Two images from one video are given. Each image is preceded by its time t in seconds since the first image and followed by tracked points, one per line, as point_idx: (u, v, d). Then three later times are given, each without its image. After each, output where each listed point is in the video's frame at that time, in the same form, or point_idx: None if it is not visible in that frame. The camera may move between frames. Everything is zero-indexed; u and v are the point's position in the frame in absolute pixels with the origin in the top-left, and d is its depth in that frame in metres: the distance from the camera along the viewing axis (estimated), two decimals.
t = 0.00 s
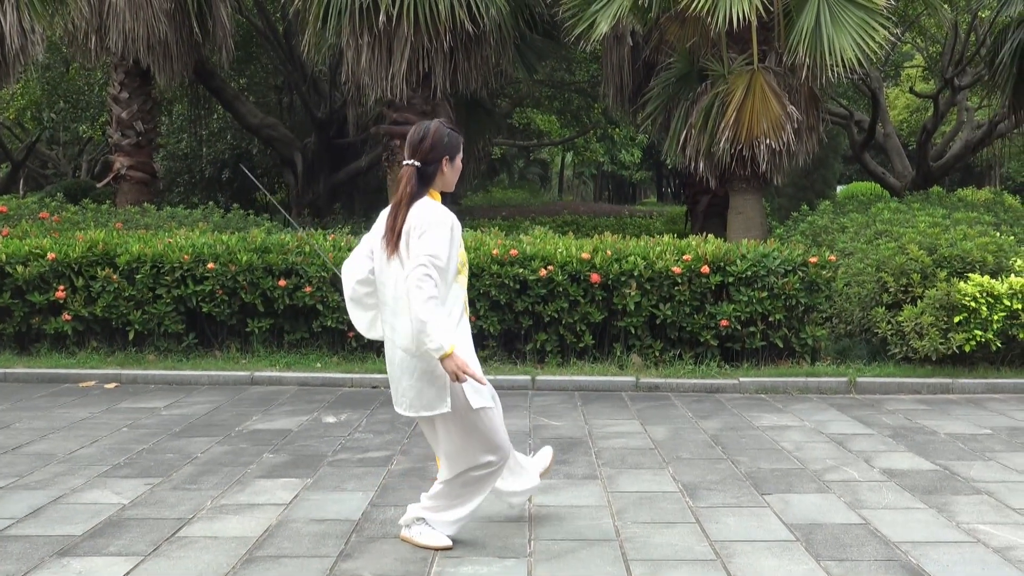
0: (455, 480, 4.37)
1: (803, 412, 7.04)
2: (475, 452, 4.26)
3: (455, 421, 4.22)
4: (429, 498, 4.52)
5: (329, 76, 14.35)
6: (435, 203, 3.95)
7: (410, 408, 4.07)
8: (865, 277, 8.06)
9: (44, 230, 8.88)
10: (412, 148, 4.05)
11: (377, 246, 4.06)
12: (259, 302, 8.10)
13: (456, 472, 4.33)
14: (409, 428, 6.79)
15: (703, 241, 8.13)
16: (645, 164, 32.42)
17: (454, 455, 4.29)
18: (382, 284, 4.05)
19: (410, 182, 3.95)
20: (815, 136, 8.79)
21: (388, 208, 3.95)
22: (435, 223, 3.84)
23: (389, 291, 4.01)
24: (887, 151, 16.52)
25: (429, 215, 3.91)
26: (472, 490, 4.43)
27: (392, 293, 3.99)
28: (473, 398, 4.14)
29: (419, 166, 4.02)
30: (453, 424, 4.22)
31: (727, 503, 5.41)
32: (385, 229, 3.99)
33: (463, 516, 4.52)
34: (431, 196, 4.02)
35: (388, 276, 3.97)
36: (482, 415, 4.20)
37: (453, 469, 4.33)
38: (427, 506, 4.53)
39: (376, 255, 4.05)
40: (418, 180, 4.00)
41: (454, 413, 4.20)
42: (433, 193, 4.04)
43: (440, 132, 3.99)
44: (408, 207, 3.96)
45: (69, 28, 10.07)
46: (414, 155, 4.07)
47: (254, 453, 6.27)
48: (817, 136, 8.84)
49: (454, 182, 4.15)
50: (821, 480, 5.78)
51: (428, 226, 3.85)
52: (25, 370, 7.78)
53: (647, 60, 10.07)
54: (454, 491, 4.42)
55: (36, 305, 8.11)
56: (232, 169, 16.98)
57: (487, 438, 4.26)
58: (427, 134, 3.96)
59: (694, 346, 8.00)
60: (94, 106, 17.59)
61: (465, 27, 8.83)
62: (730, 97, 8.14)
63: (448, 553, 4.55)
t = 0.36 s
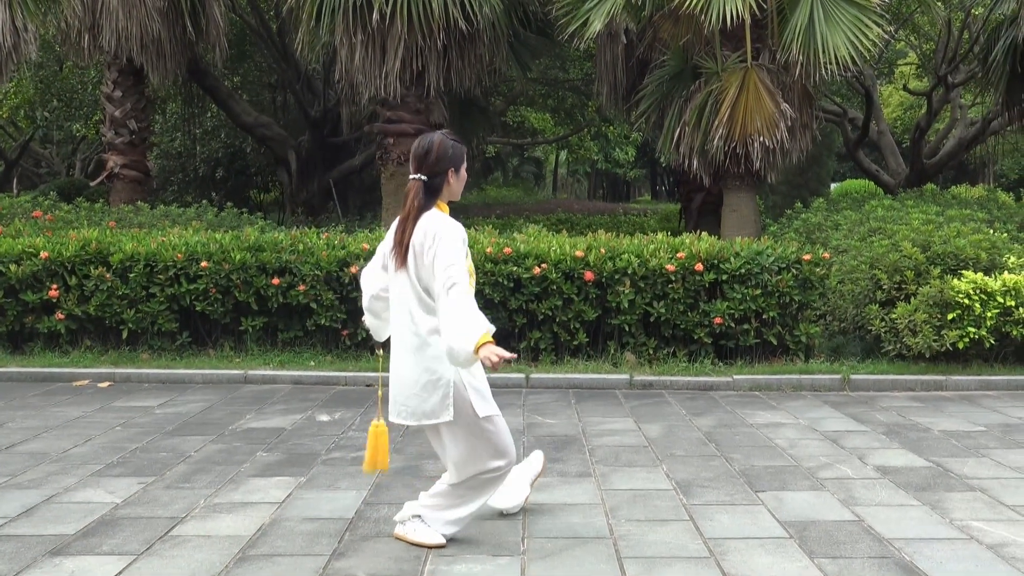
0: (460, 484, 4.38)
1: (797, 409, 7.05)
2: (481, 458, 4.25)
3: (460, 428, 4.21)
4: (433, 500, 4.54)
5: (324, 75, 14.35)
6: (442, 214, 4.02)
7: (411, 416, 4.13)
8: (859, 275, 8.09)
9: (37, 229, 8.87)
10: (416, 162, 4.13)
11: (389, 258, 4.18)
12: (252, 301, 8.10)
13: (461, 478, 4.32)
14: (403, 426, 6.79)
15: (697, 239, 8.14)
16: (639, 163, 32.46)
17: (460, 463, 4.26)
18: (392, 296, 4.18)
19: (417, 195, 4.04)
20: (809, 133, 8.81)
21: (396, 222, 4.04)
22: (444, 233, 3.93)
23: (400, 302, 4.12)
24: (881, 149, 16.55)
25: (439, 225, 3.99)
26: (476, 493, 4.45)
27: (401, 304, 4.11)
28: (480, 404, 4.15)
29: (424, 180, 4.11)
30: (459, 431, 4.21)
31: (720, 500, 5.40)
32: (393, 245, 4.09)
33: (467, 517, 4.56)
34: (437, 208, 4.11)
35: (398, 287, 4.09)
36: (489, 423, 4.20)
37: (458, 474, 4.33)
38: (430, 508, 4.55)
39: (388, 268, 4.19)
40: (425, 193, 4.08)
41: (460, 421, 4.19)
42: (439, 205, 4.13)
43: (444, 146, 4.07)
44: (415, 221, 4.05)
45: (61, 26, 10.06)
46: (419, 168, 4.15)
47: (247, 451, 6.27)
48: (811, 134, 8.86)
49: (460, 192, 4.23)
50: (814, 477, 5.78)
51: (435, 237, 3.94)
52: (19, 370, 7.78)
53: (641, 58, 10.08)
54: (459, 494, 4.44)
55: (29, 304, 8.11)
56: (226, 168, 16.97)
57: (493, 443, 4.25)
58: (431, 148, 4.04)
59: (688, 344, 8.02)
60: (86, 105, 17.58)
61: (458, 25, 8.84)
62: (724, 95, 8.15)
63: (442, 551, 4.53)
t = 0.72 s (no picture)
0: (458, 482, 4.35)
1: (790, 407, 7.05)
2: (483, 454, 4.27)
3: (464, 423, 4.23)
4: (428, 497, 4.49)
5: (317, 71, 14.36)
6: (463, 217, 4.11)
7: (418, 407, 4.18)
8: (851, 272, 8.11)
9: (28, 225, 8.86)
10: (435, 164, 4.19)
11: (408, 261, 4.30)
12: (244, 297, 8.11)
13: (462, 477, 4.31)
14: (396, 423, 6.78)
15: (690, 236, 8.13)
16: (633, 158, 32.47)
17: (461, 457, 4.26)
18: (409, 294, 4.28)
19: (438, 199, 4.12)
20: (802, 130, 8.84)
21: (419, 227, 4.13)
22: (470, 232, 4.04)
23: (417, 300, 4.22)
24: (874, 146, 16.56)
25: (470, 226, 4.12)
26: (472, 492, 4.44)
27: (417, 301, 4.21)
28: (489, 401, 4.22)
29: (444, 183, 4.18)
30: (463, 427, 4.22)
31: (712, 498, 5.36)
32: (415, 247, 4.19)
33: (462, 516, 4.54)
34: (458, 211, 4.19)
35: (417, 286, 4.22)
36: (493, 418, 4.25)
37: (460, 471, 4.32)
38: (424, 505, 4.49)
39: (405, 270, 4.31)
40: (445, 196, 4.16)
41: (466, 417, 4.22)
42: (460, 207, 4.21)
43: (462, 149, 4.13)
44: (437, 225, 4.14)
45: (53, 23, 10.05)
46: (438, 170, 4.21)
47: (239, 448, 6.25)
48: (804, 130, 8.89)
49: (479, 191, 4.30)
50: (806, 474, 5.76)
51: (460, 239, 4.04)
52: (11, 367, 7.77)
53: (634, 54, 10.07)
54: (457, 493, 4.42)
55: (21, 300, 8.10)
56: (219, 164, 16.97)
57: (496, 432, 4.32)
58: (449, 153, 4.10)
59: (680, 341, 8.03)
60: (79, 101, 17.60)
61: (451, 22, 8.85)
62: (717, 91, 8.15)
63: (433, 548, 4.48)
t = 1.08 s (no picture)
0: (453, 475, 4.34)
1: (782, 403, 7.06)
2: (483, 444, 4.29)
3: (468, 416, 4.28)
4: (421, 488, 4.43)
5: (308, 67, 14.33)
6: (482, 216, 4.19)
7: (429, 398, 4.30)
8: (843, 268, 8.13)
9: (19, 221, 8.83)
10: (454, 165, 4.25)
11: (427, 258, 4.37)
12: (236, 293, 8.12)
13: (462, 465, 4.31)
14: (388, 420, 6.76)
15: (682, 232, 8.13)
16: (625, 153, 32.52)
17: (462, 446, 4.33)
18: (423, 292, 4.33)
19: (457, 199, 4.19)
20: (794, 127, 8.88)
21: (440, 226, 4.18)
22: (498, 227, 4.13)
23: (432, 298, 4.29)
24: (866, 142, 16.60)
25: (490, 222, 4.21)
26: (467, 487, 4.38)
27: (432, 299, 4.28)
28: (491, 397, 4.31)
29: (462, 183, 4.24)
30: (466, 418, 4.28)
31: (703, 495, 5.31)
32: (435, 246, 4.25)
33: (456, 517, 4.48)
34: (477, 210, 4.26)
35: (433, 284, 4.28)
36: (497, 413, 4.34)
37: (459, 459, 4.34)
38: (412, 502, 4.42)
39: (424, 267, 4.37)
40: (464, 196, 4.23)
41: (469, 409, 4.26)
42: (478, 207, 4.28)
43: (481, 150, 4.20)
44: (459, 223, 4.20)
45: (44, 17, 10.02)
46: (456, 170, 4.28)
47: (230, 445, 6.22)
48: (795, 127, 8.93)
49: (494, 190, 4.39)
50: (798, 471, 5.73)
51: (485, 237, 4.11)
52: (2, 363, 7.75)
53: (626, 50, 10.07)
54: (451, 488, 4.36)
55: (11, 296, 8.09)
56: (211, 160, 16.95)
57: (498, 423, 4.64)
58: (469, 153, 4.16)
59: (672, 337, 8.04)
60: (70, 96, 17.57)
61: (443, 17, 8.84)
62: (709, 88, 8.18)
63: (424, 545, 4.41)
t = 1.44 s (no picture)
0: (434, 467, 4.30)
1: (770, 403, 7.06)
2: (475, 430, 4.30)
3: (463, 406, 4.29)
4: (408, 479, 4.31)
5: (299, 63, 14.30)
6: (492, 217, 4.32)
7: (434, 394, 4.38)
8: (832, 268, 8.16)
9: (7, 216, 8.79)
10: (462, 166, 4.37)
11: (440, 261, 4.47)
12: (225, 289, 8.11)
13: (455, 450, 4.30)
14: (376, 418, 6.74)
15: (672, 232, 8.14)
16: (615, 153, 32.59)
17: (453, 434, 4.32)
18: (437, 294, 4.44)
19: (467, 200, 4.31)
20: (785, 127, 8.92)
21: (452, 227, 4.28)
22: (517, 222, 4.21)
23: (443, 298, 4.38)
24: (856, 143, 16.64)
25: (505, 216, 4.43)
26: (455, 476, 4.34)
27: (442, 299, 4.38)
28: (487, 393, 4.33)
29: (471, 184, 4.36)
30: (462, 414, 4.30)
31: (692, 494, 5.27)
32: (446, 247, 4.35)
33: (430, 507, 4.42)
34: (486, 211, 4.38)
35: (443, 285, 4.38)
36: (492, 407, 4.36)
37: (451, 447, 4.31)
38: (391, 496, 4.34)
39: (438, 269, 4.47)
40: (472, 197, 4.35)
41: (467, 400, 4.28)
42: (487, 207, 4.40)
43: (489, 152, 4.34)
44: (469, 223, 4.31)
45: (34, 11, 10.00)
46: (464, 171, 4.40)
47: (218, 442, 6.17)
48: (786, 127, 8.96)
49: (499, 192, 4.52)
50: (787, 471, 5.70)
51: (501, 236, 4.20)
52: None
53: (618, 48, 10.06)
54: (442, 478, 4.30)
55: None
56: (201, 156, 16.88)
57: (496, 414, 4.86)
58: (478, 155, 4.30)
59: (662, 337, 8.04)
60: (61, 91, 17.52)
61: (435, 14, 8.84)
62: (701, 87, 8.22)
63: (412, 544, 4.37)
